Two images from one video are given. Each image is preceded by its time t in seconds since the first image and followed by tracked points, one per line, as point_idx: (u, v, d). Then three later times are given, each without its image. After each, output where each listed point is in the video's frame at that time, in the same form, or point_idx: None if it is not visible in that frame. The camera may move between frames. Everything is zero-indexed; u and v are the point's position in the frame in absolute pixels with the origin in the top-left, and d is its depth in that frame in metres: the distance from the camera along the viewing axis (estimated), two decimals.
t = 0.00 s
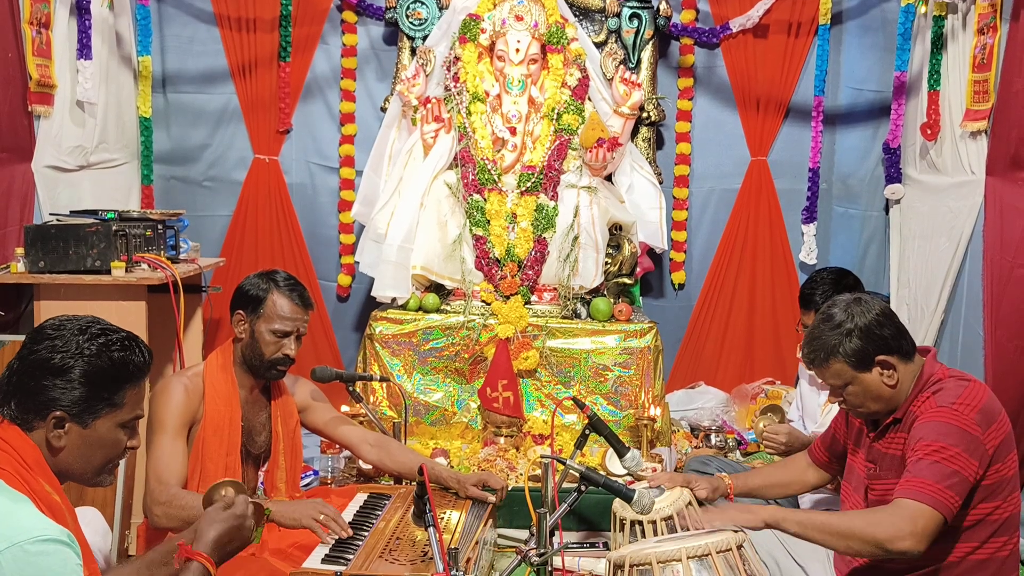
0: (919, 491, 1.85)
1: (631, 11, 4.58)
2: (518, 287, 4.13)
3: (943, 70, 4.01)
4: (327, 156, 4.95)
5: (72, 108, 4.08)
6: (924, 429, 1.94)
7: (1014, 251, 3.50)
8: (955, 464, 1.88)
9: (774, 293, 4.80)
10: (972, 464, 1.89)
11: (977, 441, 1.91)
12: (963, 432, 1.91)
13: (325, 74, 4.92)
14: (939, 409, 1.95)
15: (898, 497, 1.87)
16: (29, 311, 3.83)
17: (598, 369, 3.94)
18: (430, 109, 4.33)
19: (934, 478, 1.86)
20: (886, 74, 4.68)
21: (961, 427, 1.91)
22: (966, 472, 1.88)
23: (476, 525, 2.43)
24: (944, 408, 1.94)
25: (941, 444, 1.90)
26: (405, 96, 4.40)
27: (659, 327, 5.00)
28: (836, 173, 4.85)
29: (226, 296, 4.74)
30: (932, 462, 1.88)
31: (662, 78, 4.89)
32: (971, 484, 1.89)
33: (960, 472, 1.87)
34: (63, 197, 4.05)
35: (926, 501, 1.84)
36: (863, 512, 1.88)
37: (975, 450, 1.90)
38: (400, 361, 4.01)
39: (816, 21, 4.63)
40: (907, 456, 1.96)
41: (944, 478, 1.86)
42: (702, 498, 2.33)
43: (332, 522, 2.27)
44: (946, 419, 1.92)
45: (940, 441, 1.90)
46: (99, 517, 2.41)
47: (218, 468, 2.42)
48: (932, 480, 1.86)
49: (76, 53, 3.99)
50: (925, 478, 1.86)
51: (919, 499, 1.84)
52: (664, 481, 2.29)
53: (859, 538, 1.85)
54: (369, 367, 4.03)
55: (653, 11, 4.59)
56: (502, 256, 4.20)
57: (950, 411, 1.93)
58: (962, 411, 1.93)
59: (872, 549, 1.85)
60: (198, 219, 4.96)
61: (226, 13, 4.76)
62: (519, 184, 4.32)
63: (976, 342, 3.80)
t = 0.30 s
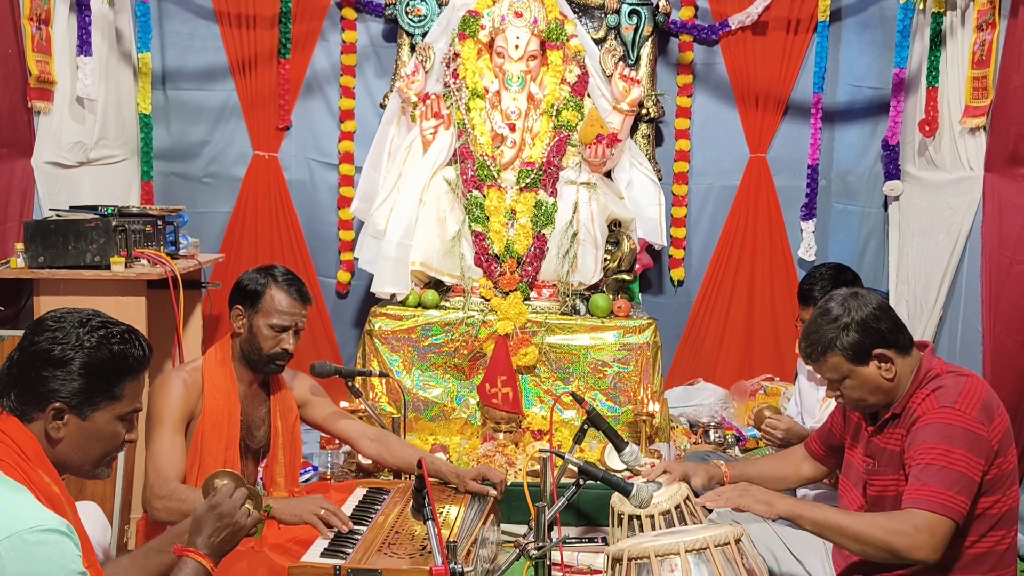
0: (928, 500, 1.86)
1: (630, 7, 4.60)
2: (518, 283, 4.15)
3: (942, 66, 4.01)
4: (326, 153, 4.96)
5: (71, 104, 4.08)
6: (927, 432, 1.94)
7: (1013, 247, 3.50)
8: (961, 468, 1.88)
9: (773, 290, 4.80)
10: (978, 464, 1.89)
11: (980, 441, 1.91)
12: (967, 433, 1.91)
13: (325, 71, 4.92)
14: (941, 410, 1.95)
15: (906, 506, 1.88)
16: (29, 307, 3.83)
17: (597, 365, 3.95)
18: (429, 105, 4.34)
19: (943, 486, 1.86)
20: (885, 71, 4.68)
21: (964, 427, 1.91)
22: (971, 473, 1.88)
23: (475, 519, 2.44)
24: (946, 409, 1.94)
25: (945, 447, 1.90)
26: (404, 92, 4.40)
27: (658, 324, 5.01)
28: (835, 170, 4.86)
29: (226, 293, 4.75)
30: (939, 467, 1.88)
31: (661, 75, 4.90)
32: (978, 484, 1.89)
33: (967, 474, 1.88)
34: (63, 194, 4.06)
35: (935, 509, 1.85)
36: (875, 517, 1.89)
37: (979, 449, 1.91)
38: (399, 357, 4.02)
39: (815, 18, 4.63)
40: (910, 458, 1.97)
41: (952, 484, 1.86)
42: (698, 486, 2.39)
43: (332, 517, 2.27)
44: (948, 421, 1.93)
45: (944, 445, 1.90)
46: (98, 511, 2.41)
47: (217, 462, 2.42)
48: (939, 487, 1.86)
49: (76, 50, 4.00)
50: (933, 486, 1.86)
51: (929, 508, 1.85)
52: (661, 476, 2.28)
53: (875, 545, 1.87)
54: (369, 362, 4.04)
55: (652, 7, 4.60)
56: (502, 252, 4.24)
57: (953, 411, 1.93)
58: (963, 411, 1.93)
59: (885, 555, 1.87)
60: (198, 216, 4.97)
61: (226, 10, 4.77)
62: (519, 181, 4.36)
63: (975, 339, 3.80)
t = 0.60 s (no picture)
0: (920, 498, 1.86)
1: (630, 6, 4.61)
2: (517, 281, 4.14)
3: (940, 65, 4.03)
4: (326, 151, 4.96)
5: (71, 103, 4.09)
6: (922, 430, 1.94)
7: (1011, 245, 3.51)
8: (955, 466, 1.88)
9: (773, 288, 4.81)
10: (972, 461, 1.90)
11: (976, 439, 1.91)
12: (963, 431, 1.91)
13: (324, 69, 4.93)
14: (937, 409, 1.95)
15: (898, 504, 1.89)
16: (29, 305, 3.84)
17: (596, 363, 3.95)
18: (429, 104, 4.35)
19: (936, 484, 1.87)
20: (884, 69, 4.69)
21: (959, 425, 1.92)
22: (966, 472, 1.89)
23: (474, 516, 2.44)
24: (941, 408, 1.94)
25: (939, 445, 1.90)
26: (404, 91, 4.41)
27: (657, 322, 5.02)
28: (834, 168, 4.87)
29: (226, 291, 4.75)
30: (933, 466, 1.89)
31: (660, 73, 4.90)
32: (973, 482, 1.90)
33: (961, 472, 1.88)
34: (63, 192, 4.07)
35: (926, 507, 1.85)
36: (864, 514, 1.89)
37: (975, 446, 1.91)
38: (399, 355, 4.03)
39: (814, 17, 4.64)
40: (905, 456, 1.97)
41: (945, 482, 1.87)
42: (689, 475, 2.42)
43: (332, 513, 2.28)
44: (943, 420, 1.93)
45: (938, 443, 1.90)
46: (98, 509, 2.42)
47: (217, 460, 2.43)
48: (931, 486, 1.87)
49: (75, 48, 4.01)
50: (926, 484, 1.87)
51: (920, 506, 1.86)
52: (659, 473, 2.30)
53: (865, 541, 1.87)
54: (369, 360, 4.05)
55: (651, 6, 4.61)
56: (501, 250, 4.21)
57: (948, 410, 1.93)
58: (959, 409, 1.93)
59: (874, 551, 1.88)
60: (198, 214, 4.97)
61: (226, 8, 4.77)
62: (518, 179, 4.33)
63: (973, 336, 3.81)
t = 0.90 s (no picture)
0: (889, 476, 1.89)
1: (629, 4, 4.61)
2: (516, 279, 4.14)
3: (939, 64, 4.04)
4: (326, 150, 4.97)
5: (71, 101, 4.09)
6: (908, 416, 1.95)
7: (1009, 243, 3.52)
8: (932, 453, 1.90)
9: (772, 286, 4.81)
10: (951, 453, 1.91)
11: (960, 432, 1.92)
12: (947, 421, 1.92)
13: (324, 68, 4.93)
14: (927, 399, 1.96)
15: (868, 479, 1.91)
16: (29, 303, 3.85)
17: (595, 361, 3.96)
18: (429, 102, 4.36)
19: (908, 466, 1.89)
20: (883, 68, 4.69)
21: (945, 416, 1.92)
22: (943, 460, 1.90)
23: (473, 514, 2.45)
24: (932, 398, 1.95)
25: (921, 432, 1.91)
26: (403, 89, 4.42)
27: (657, 320, 5.03)
28: (833, 167, 4.87)
29: (226, 288, 4.76)
30: (909, 449, 1.90)
31: (660, 71, 4.91)
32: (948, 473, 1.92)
33: (937, 460, 1.90)
34: (63, 190, 4.07)
35: (893, 485, 1.88)
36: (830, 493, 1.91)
37: (958, 439, 1.92)
38: (398, 353, 4.03)
39: (814, 16, 4.64)
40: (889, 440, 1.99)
41: (918, 465, 1.89)
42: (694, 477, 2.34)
43: (333, 512, 2.29)
44: (930, 409, 1.94)
45: (920, 429, 1.92)
46: (98, 507, 2.42)
47: (217, 458, 2.43)
48: (903, 466, 1.89)
49: (75, 46, 4.01)
50: (899, 464, 1.89)
51: (887, 483, 1.88)
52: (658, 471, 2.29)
53: (826, 521, 1.88)
54: (368, 358, 4.05)
55: (650, 4, 4.61)
56: (500, 248, 4.21)
57: (937, 401, 1.94)
58: (948, 401, 1.94)
59: (839, 530, 1.88)
60: (197, 212, 4.97)
61: (226, 7, 4.77)
62: (517, 177, 4.34)
63: (972, 334, 3.81)
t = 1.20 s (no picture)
0: (867, 453, 1.88)
1: (629, 2, 4.60)
2: (516, 277, 4.14)
3: (939, 62, 4.05)
4: (326, 148, 4.97)
5: (71, 98, 4.10)
6: (893, 401, 1.95)
7: (1008, 241, 3.52)
8: (912, 438, 1.89)
9: (771, 285, 4.82)
10: (933, 441, 1.90)
11: (946, 423, 1.91)
12: (932, 410, 1.91)
13: (324, 65, 4.94)
14: (915, 387, 1.95)
15: (849, 458, 1.90)
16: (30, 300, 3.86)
17: (594, 359, 3.96)
18: (429, 100, 4.36)
19: (886, 445, 1.88)
20: (882, 66, 4.70)
21: (931, 405, 1.91)
22: (923, 446, 1.89)
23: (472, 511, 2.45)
24: (921, 386, 1.94)
25: (905, 417, 1.90)
26: (403, 87, 4.42)
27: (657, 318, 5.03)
28: (832, 165, 4.88)
29: (226, 285, 4.77)
30: (889, 430, 1.89)
31: (660, 70, 4.91)
32: (928, 461, 1.90)
33: (918, 447, 1.89)
34: (63, 187, 4.08)
35: (873, 466, 1.87)
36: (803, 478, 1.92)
37: (942, 429, 1.91)
38: (398, 351, 4.03)
39: (813, 14, 4.64)
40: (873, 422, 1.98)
41: (897, 447, 1.88)
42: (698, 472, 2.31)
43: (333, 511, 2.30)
44: (919, 397, 1.92)
45: (905, 414, 1.90)
46: (98, 504, 2.43)
47: (217, 453, 2.43)
48: (884, 447, 1.88)
49: (76, 44, 4.02)
50: (878, 443, 1.89)
51: (867, 463, 1.87)
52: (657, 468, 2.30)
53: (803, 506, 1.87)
54: (368, 356, 4.06)
55: (650, 3, 4.61)
56: (500, 246, 4.22)
57: (925, 389, 1.93)
58: (936, 391, 1.93)
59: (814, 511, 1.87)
60: (198, 209, 4.98)
61: (225, 4, 4.77)
62: (517, 175, 4.34)
63: (970, 332, 3.82)
